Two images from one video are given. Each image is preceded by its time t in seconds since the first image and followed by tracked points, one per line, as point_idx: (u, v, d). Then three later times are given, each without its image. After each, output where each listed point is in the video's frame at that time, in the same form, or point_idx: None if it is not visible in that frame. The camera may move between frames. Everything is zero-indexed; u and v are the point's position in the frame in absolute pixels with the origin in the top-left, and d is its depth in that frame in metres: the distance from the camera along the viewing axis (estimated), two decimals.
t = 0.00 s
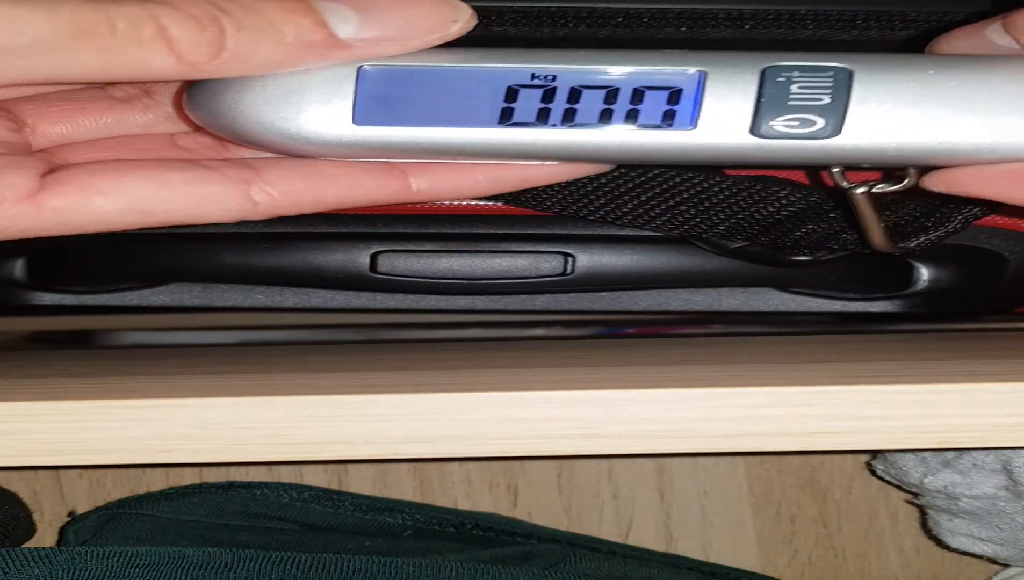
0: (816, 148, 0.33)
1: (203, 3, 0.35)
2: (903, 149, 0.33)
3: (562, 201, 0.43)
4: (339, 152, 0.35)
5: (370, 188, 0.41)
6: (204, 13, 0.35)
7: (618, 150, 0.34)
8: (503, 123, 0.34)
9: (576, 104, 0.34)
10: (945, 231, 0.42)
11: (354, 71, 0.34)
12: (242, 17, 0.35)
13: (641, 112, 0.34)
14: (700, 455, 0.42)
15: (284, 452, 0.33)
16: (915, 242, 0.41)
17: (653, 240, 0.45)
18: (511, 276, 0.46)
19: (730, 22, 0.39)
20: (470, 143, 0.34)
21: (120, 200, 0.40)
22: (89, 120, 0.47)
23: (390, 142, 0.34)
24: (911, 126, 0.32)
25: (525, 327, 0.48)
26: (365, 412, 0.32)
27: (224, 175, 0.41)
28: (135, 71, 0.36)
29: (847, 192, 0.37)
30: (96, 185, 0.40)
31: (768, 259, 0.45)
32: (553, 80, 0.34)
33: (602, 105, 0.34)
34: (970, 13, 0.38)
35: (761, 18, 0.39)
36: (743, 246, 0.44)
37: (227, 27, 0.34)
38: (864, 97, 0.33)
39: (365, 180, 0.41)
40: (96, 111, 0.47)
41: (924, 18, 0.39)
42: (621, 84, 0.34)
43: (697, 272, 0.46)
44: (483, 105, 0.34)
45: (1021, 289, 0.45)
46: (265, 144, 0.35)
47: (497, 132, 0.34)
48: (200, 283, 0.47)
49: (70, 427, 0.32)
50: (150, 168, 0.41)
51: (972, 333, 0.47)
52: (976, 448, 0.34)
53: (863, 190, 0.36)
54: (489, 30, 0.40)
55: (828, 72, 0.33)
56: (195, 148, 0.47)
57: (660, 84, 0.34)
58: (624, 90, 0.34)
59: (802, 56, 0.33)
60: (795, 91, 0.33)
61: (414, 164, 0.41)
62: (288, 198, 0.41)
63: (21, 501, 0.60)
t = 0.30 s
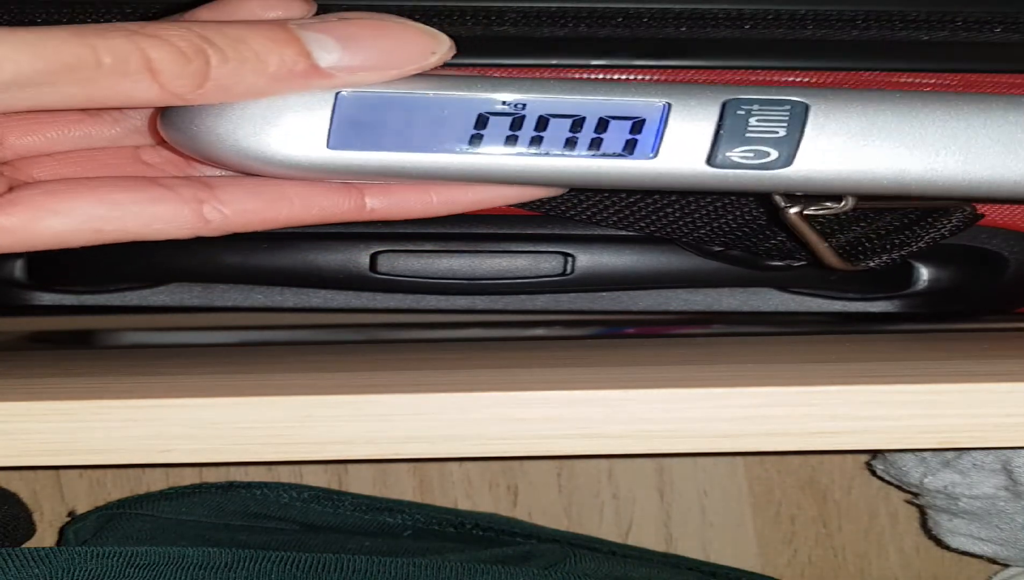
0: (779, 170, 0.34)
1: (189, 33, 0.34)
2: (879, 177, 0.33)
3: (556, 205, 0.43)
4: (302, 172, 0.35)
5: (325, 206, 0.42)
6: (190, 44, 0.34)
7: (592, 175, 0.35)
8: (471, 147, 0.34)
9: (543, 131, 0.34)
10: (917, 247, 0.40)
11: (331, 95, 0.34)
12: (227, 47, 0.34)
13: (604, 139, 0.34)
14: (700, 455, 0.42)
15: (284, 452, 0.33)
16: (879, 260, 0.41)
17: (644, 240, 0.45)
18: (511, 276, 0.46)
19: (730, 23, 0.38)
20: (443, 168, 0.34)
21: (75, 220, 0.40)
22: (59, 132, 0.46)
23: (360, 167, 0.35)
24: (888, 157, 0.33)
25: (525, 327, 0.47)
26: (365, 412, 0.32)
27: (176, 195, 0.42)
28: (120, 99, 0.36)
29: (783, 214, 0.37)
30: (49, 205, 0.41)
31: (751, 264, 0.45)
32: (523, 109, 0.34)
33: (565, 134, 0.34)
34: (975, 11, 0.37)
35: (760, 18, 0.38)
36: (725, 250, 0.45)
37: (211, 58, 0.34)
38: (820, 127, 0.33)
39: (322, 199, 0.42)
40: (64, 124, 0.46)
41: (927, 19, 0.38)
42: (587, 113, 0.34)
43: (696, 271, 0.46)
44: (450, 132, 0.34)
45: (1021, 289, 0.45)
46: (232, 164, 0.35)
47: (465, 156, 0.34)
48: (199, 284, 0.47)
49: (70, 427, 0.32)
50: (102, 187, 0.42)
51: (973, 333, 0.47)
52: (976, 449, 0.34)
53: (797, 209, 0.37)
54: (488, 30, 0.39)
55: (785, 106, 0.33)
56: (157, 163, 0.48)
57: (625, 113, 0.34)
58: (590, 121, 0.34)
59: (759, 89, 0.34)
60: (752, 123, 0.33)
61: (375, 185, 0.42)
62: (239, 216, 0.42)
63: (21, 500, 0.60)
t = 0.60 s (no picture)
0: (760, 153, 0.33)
1: (157, 20, 0.35)
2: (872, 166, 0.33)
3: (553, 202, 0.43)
4: (285, 160, 0.34)
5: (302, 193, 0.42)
6: (157, 31, 0.34)
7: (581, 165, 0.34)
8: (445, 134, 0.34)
9: (514, 117, 0.34)
10: (912, 236, 0.40)
11: (302, 82, 0.34)
12: (195, 33, 0.34)
13: (576, 125, 0.34)
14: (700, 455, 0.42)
15: (284, 452, 0.33)
16: (874, 248, 0.40)
17: (645, 240, 0.45)
18: (511, 276, 0.46)
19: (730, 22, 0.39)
20: (414, 152, 0.34)
21: (51, 209, 0.40)
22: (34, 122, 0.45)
23: (331, 153, 0.34)
24: (865, 139, 0.33)
25: (525, 326, 0.47)
26: (364, 411, 0.32)
27: (153, 183, 0.41)
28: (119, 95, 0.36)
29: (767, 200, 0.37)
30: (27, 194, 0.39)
31: (751, 261, 0.45)
32: (493, 93, 0.34)
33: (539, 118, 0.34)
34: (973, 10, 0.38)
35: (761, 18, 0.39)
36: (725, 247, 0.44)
37: (178, 43, 0.34)
38: (792, 109, 0.33)
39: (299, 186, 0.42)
40: (39, 113, 0.45)
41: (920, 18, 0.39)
42: (558, 97, 0.34)
43: (698, 271, 0.46)
44: (418, 116, 0.34)
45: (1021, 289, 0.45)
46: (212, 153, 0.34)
47: (437, 141, 0.34)
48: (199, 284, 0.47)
49: (69, 427, 0.32)
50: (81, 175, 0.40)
51: (973, 333, 0.47)
52: (976, 449, 0.34)
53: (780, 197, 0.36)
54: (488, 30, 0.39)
55: (756, 90, 0.33)
56: (134, 151, 0.47)
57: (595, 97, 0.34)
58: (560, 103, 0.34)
59: (731, 73, 0.33)
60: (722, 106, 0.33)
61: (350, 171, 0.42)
62: (216, 203, 0.42)
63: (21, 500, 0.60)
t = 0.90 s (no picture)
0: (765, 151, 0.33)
1: (163, 16, 0.37)
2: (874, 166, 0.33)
3: (554, 200, 0.43)
4: (291, 157, 0.35)
5: (319, 192, 0.43)
6: (165, 25, 0.36)
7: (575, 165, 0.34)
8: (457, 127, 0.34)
9: (527, 108, 0.34)
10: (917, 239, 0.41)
11: (312, 76, 0.35)
12: (202, 29, 0.36)
13: (591, 115, 0.34)
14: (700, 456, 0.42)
15: (284, 452, 0.33)
16: (879, 251, 0.41)
17: (645, 241, 0.45)
18: (511, 276, 0.46)
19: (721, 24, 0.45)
20: (429, 146, 0.35)
21: (61, 207, 0.40)
22: (43, 122, 0.47)
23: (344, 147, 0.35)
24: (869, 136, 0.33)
25: (525, 326, 0.47)
26: (365, 411, 0.32)
27: (165, 182, 0.42)
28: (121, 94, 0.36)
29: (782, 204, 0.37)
30: (36, 193, 0.40)
31: (751, 262, 0.45)
32: (504, 86, 0.34)
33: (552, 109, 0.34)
34: None
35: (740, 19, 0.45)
36: (725, 248, 0.44)
37: (188, 38, 0.36)
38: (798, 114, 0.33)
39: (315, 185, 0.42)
40: (47, 113, 0.47)
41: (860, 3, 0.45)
42: (570, 89, 0.34)
43: (699, 272, 0.46)
44: (433, 108, 0.34)
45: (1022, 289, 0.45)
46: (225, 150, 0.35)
47: (452, 134, 0.34)
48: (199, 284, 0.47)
49: (69, 428, 0.32)
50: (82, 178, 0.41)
51: (974, 333, 0.46)
52: (976, 449, 0.34)
53: (795, 200, 0.36)
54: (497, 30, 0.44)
55: (769, 78, 0.33)
56: (145, 152, 0.48)
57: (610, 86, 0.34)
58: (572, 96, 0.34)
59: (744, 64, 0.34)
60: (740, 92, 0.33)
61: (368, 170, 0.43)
62: (220, 206, 0.42)
63: (20, 501, 0.60)
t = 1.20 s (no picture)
0: (774, 147, 0.34)
1: (177, 14, 0.38)
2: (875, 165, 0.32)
3: (555, 200, 0.44)
4: (306, 156, 0.36)
5: (340, 193, 0.43)
6: (179, 23, 0.38)
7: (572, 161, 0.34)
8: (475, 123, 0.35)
9: (546, 104, 0.35)
10: (924, 239, 0.41)
11: (326, 74, 0.36)
12: (217, 26, 0.37)
13: (612, 110, 0.34)
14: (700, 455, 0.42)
15: (283, 452, 0.33)
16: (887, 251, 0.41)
17: (645, 241, 0.45)
18: (511, 276, 0.46)
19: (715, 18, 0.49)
20: (444, 142, 0.35)
21: (78, 210, 0.41)
22: (64, 125, 0.48)
23: (358, 143, 0.35)
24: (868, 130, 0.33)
25: (525, 326, 0.47)
26: (365, 412, 0.32)
27: (169, 182, 0.42)
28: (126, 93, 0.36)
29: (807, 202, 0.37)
30: (54, 195, 0.41)
31: (755, 261, 0.45)
32: (521, 81, 0.35)
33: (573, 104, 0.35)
34: None
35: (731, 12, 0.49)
36: (729, 247, 0.44)
37: (202, 37, 0.37)
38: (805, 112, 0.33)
39: (334, 185, 0.42)
40: (69, 117, 0.48)
41: None
42: (587, 84, 0.35)
43: (699, 272, 0.46)
44: (450, 103, 0.35)
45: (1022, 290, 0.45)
46: (243, 147, 0.36)
47: (470, 130, 0.35)
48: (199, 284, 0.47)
49: (69, 428, 0.32)
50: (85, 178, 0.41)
51: (974, 333, 0.46)
52: (976, 449, 0.34)
53: (821, 199, 0.36)
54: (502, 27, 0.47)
55: (791, 71, 0.34)
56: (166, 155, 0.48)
57: (632, 80, 0.35)
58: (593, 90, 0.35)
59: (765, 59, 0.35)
60: (760, 85, 0.34)
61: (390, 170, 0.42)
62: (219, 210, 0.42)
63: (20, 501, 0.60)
